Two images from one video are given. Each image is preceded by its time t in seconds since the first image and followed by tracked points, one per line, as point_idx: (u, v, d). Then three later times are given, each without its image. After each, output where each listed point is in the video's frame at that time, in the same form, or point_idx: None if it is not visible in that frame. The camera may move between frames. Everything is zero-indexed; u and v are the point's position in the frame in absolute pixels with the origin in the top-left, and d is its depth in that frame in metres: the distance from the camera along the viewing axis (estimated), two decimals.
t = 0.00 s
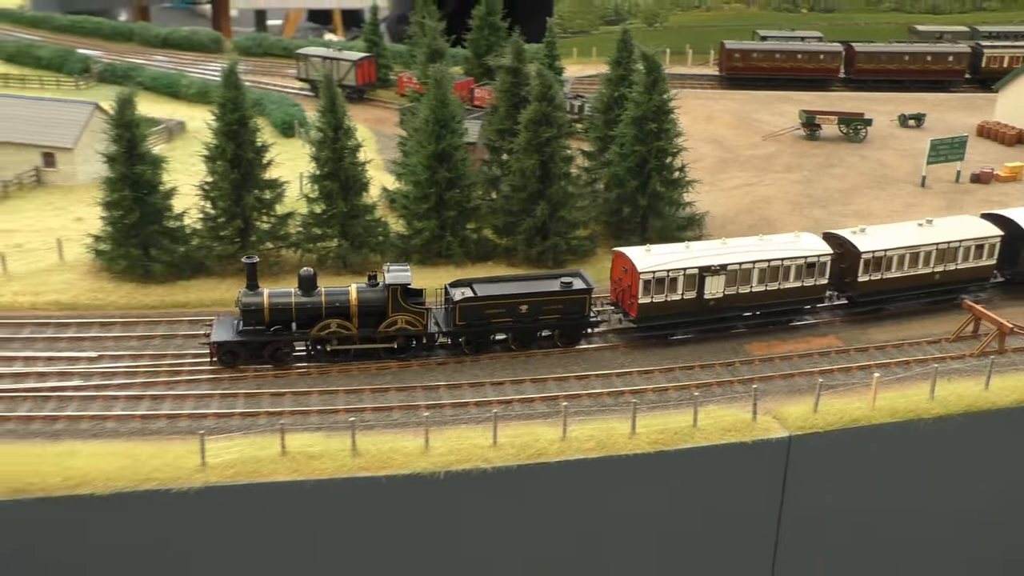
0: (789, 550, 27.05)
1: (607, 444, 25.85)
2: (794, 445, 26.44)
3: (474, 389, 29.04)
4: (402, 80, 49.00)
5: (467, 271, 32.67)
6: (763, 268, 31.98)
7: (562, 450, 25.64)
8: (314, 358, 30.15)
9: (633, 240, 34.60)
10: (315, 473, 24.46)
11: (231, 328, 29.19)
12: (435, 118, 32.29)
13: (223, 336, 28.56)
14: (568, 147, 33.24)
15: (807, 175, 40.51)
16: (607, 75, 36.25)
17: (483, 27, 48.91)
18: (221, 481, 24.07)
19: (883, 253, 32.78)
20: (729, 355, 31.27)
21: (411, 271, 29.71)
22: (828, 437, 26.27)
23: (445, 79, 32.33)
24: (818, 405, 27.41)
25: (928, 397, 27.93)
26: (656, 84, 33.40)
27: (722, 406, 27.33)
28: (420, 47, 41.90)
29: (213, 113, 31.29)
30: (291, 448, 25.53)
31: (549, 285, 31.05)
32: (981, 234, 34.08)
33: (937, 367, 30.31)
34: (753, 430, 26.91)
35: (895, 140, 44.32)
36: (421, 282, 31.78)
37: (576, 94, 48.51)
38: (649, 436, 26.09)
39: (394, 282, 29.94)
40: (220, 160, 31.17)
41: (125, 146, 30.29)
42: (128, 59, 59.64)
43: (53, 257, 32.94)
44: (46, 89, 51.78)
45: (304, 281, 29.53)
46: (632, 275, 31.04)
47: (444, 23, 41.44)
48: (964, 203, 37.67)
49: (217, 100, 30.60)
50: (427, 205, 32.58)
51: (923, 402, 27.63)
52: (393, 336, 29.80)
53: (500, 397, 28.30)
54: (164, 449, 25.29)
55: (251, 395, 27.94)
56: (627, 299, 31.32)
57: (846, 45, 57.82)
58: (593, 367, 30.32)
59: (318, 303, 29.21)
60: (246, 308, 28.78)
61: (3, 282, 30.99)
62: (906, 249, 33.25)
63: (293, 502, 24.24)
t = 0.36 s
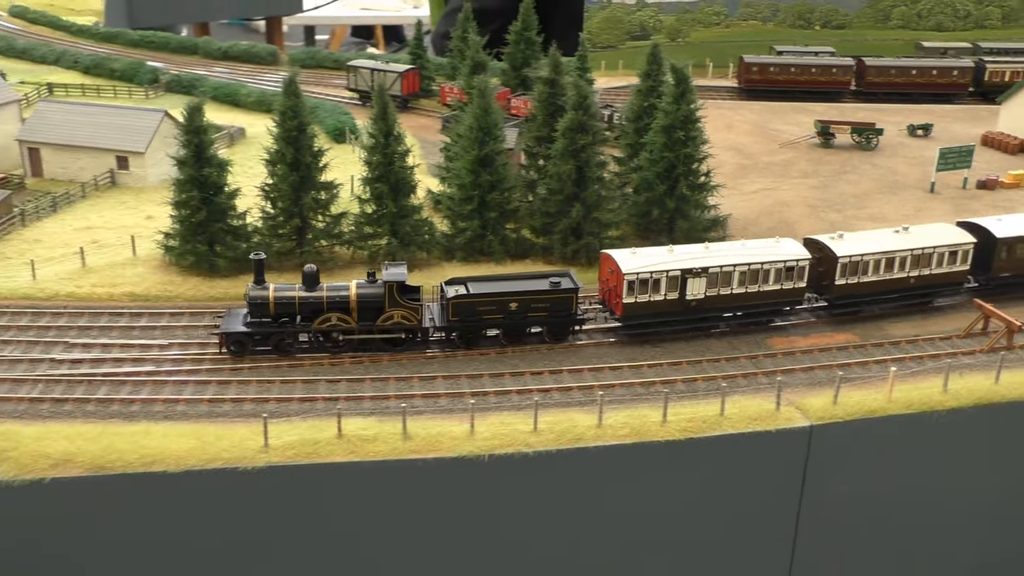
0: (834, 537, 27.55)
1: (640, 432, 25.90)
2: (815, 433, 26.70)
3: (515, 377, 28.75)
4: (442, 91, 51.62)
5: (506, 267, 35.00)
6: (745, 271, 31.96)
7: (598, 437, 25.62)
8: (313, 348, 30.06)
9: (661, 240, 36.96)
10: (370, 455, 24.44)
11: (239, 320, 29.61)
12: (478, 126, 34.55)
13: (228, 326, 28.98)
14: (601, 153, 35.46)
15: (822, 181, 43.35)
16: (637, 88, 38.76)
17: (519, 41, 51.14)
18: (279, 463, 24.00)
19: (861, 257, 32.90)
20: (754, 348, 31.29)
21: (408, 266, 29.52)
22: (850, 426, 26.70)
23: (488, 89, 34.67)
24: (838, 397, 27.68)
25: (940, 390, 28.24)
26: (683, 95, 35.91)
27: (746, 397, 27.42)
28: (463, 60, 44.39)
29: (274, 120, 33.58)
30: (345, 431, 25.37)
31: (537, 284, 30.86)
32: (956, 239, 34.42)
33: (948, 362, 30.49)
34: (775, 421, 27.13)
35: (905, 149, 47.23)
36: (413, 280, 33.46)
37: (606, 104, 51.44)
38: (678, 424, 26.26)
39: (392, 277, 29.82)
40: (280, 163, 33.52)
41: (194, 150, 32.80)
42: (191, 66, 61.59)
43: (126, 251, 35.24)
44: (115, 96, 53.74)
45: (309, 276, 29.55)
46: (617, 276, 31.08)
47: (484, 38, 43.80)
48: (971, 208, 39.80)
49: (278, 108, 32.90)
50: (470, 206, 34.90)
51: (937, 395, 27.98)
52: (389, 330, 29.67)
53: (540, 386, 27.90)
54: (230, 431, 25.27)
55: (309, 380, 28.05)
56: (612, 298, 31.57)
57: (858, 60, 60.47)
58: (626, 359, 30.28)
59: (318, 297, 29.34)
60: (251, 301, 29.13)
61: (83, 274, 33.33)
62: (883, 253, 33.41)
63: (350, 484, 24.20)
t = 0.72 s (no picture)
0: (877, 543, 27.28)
1: (683, 434, 25.73)
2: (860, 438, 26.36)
3: (556, 378, 28.63)
4: (477, 91, 51.71)
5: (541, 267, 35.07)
6: (746, 278, 31.13)
7: (641, 438, 25.49)
8: (307, 346, 29.99)
9: (700, 242, 36.71)
10: (412, 455, 24.39)
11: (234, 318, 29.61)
12: (518, 126, 34.45)
13: (222, 325, 28.95)
14: (641, 154, 35.26)
15: (860, 183, 42.99)
16: (676, 89, 38.52)
17: (554, 41, 51.06)
18: (327, 461, 24.01)
19: (868, 264, 32.03)
20: (796, 352, 30.99)
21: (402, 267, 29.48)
22: (895, 431, 26.37)
23: (528, 89, 34.57)
24: (884, 402, 27.35)
25: (987, 395, 27.81)
26: (724, 96, 35.66)
27: (791, 401, 27.12)
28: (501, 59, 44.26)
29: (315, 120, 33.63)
30: (390, 430, 25.34)
31: (532, 288, 30.26)
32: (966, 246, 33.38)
33: (994, 367, 30.02)
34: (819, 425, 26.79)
35: (944, 151, 46.77)
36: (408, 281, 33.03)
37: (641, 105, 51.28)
38: (722, 427, 26.07)
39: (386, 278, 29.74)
40: (321, 163, 33.62)
41: (235, 149, 32.95)
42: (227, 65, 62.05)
43: (168, 249, 35.57)
44: (152, 95, 54.21)
45: (303, 276, 29.45)
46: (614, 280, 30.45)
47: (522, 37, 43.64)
48: (1013, 211, 39.31)
49: (319, 108, 32.95)
50: (509, 207, 34.81)
51: (984, 400, 27.58)
52: (381, 331, 29.55)
53: (582, 388, 27.79)
54: (274, 429, 25.28)
55: (352, 379, 28.04)
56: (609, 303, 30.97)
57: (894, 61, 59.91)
58: (667, 360, 30.12)
59: (312, 298, 29.26)
60: (245, 300, 29.10)
61: (125, 272, 33.61)
62: (890, 260, 32.54)
63: (395, 482, 24.17)
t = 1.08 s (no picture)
0: (917, 549, 27.03)
1: (722, 436, 25.64)
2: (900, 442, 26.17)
3: (594, 379, 28.60)
4: (506, 92, 51.78)
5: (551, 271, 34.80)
6: (738, 281, 30.72)
7: (679, 440, 25.46)
8: (296, 346, 29.91)
9: (733, 244, 36.57)
10: (452, 455, 24.46)
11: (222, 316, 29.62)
12: (553, 127, 34.46)
13: (211, 323, 28.95)
14: (675, 156, 35.18)
15: (894, 185, 42.70)
16: (709, 90, 38.41)
17: (584, 42, 51.06)
18: (366, 460, 24.16)
19: (865, 270, 31.48)
20: (833, 355, 30.81)
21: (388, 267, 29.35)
22: (936, 435, 26.14)
23: (563, 90, 34.60)
24: (924, 406, 27.13)
25: None
26: (759, 98, 35.52)
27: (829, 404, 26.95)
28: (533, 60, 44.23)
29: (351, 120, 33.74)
30: (428, 430, 25.40)
31: (519, 290, 29.99)
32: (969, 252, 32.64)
33: None
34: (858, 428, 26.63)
35: (978, 153, 46.38)
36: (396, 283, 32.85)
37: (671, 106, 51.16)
38: (761, 429, 25.95)
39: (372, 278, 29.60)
40: (356, 163, 33.71)
41: (272, 149, 33.13)
42: (256, 66, 62.41)
43: (203, 249, 35.71)
44: (184, 95, 54.58)
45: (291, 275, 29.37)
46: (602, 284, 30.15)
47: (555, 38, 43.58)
48: None
49: (355, 108, 33.10)
50: (543, 208, 34.81)
51: None
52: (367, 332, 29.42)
53: (620, 389, 27.75)
54: (313, 428, 25.36)
55: (389, 379, 28.08)
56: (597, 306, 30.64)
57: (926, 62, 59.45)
58: (704, 363, 29.99)
59: (299, 298, 29.19)
60: (233, 299, 29.10)
61: (161, 271, 33.83)
62: (889, 266, 31.95)
63: (435, 482, 24.24)
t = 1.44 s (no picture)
0: (950, 549, 26.83)
1: (753, 435, 25.52)
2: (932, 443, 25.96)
3: (623, 377, 28.62)
4: (529, 90, 51.92)
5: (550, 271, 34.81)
6: (728, 282, 30.39)
7: (709, 438, 25.39)
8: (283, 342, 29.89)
9: (760, 242, 36.49)
10: (482, 451, 24.46)
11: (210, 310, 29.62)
12: (580, 125, 34.39)
13: (198, 316, 28.95)
14: (703, 153, 35.05)
15: (921, 183, 42.43)
16: (736, 88, 38.29)
17: (608, 40, 50.89)
18: (396, 455, 24.21)
19: (859, 271, 30.91)
20: (864, 355, 30.64)
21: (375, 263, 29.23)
22: (968, 435, 25.93)
23: (590, 87, 34.53)
24: (956, 405, 26.93)
25: None
26: (787, 95, 35.33)
27: (861, 403, 26.78)
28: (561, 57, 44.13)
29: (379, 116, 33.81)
30: (459, 426, 25.42)
31: (507, 287, 29.79)
32: (968, 254, 32.03)
33: None
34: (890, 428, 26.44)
35: (1006, 152, 46.01)
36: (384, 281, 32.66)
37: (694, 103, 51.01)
38: (792, 428, 25.81)
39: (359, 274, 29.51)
40: (384, 159, 33.79)
41: (300, 145, 33.19)
42: (279, 62, 62.56)
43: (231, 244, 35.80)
44: (208, 91, 54.78)
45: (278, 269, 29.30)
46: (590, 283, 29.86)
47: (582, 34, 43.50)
48: None
49: (383, 105, 33.15)
50: (570, 205, 34.71)
51: None
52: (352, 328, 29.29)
53: (649, 386, 27.72)
54: (344, 424, 25.44)
55: (418, 375, 28.11)
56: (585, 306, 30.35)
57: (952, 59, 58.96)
58: (733, 361, 29.91)
59: (285, 293, 29.13)
60: (219, 292, 29.10)
61: (190, 266, 33.97)
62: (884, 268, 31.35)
63: (465, 479, 24.24)
